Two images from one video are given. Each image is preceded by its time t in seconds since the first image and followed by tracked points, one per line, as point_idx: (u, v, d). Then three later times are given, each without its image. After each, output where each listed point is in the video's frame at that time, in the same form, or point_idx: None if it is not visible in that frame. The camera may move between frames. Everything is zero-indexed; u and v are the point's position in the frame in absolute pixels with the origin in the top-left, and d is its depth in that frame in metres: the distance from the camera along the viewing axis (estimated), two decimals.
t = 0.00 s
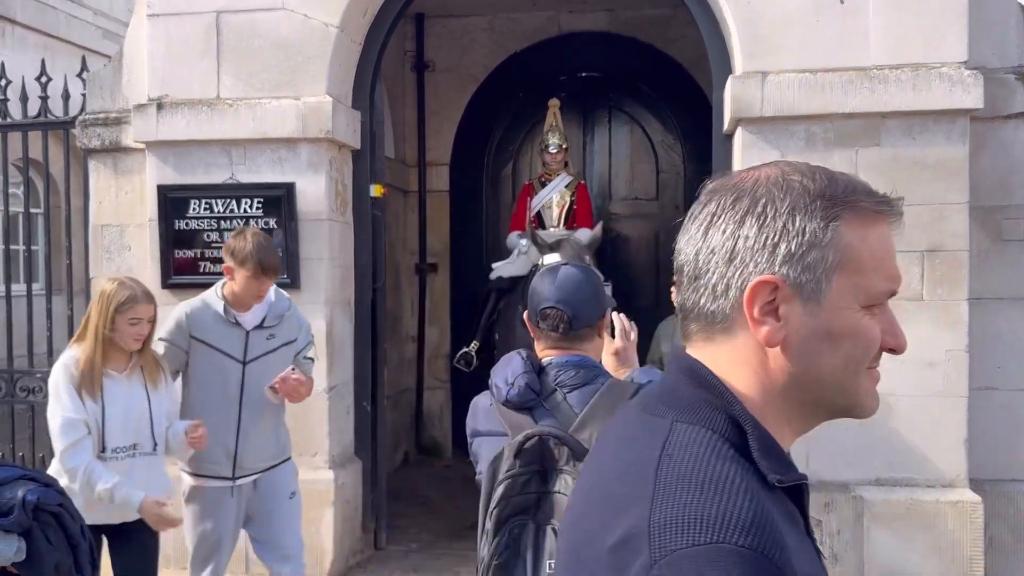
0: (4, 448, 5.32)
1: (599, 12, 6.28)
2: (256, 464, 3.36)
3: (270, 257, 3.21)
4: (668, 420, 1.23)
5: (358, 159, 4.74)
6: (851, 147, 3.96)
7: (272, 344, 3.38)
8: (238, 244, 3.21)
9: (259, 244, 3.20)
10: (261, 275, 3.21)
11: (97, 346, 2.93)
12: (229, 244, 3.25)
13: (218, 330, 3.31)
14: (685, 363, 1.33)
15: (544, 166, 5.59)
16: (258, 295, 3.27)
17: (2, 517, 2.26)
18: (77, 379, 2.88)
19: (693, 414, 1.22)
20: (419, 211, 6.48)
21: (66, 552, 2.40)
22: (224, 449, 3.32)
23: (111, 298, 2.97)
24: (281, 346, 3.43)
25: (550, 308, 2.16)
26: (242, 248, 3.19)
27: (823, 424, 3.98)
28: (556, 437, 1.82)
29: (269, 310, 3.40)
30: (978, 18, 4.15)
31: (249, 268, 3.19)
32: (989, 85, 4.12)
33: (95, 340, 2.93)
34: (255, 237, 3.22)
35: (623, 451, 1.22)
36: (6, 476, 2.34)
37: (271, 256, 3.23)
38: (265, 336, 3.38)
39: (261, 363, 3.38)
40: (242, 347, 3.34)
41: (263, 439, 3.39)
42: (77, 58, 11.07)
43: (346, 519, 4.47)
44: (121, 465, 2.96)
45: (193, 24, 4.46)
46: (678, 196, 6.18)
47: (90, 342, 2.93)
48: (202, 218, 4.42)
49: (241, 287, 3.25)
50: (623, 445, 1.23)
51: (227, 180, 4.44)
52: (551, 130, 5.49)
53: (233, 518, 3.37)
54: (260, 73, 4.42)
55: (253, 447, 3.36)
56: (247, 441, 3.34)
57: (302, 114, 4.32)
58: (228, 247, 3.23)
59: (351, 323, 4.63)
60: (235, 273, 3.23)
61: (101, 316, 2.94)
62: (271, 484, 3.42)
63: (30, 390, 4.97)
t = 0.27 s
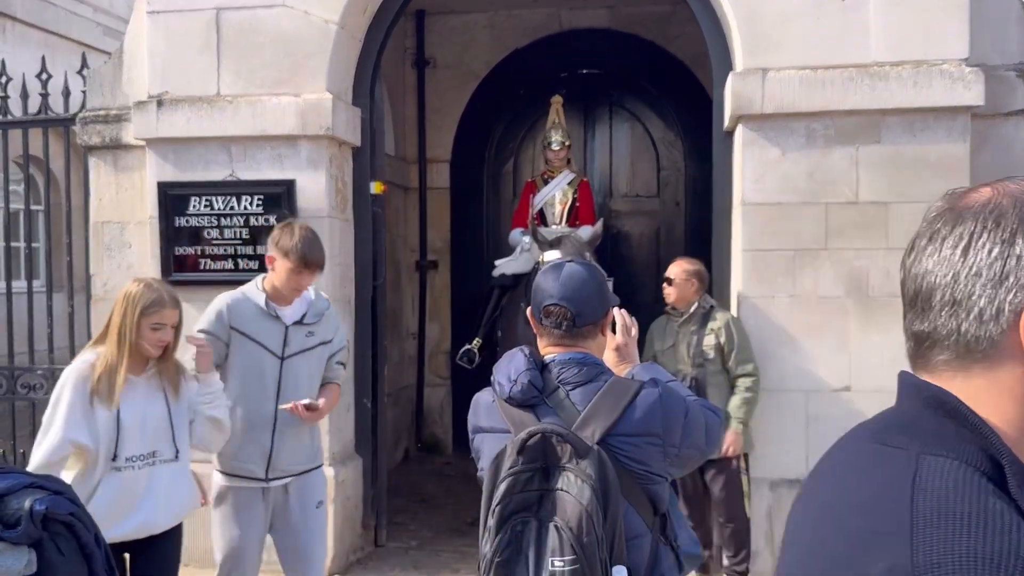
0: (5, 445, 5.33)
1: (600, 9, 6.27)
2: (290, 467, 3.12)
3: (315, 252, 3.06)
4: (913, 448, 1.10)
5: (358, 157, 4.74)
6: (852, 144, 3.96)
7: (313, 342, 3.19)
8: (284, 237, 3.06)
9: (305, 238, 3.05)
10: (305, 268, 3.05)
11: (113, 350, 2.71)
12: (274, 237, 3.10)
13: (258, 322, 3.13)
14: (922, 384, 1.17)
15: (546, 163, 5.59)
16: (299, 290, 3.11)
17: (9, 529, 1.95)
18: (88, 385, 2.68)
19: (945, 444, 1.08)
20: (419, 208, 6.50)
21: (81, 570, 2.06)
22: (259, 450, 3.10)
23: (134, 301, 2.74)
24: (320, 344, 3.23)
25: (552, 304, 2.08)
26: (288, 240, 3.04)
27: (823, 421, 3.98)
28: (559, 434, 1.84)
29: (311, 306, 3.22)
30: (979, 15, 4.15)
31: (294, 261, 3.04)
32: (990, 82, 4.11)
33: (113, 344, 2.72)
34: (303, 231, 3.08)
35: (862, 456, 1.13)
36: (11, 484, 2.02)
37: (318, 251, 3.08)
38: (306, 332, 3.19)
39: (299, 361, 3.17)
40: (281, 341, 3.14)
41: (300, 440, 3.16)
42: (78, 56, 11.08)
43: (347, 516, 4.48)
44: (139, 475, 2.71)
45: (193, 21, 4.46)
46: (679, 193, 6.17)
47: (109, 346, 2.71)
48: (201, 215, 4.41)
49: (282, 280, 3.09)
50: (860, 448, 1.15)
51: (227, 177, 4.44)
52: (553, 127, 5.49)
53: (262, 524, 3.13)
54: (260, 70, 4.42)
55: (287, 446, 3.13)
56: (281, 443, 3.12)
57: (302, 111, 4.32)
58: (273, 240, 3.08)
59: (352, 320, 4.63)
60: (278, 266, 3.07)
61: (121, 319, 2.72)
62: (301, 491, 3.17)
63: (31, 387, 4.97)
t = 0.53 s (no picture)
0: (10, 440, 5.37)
1: (601, 7, 6.29)
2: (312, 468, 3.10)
3: (336, 254, 2.98)
4: None
5: (361, 154, 4.76)
6: (852, 143, 3.98)
7: (335, 339, 3.15)
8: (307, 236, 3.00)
9: (327, 240, 2.98)
10: (324, 270, 2.97)
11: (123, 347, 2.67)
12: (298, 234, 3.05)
13: (279, 320, 3.11)
14: None
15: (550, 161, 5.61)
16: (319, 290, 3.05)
17: (21, 541, 1.64)
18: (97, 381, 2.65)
19: None
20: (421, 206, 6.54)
21: None
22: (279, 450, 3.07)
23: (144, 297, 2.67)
24: (344, 343, 3.20)
25: (559, 300, 2.11)
26: (309, 239, 2.98)
27: (823, 418, 4.01)
28: (565, 430, 1.87)
29: (333, 304, 3.19)
30: (979, 14, 4.16)
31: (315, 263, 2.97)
32: (991, 81, 4.13)
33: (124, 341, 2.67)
34: (327, 231, 3.00)
35: None
36: (29, 493, 1.69)
37: (341, 253, 3.01)
38: (328, 331, 3.15)
39: (322, 359, 3.14)
40: (303, 339, 3.11)
41: (321, 442, 3.14)
42: (82, 54, 11.11)
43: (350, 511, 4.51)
44: (151, 475, 2.72)
45: (197, 20, 4.48)
46: (680, 190, 6.18)
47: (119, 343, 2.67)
48: (205, 213, 4.44)
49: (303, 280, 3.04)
50: None
51: (230, 174, 4.47)
52: (557, 125, 5.50)
53: (285, 527, 3.10)
54: (264, 68, 4.44)
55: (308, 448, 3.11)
56: (304, 442, 3.10)
57: (305, 110, 4.34)
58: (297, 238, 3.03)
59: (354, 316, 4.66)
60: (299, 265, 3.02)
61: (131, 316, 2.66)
62: (323, 493, 3.15)
63: (35, 384, 5.01)
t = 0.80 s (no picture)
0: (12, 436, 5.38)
1: (604, 4, 6.28)
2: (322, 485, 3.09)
3: (333, 258, 2.95)
4: None
5: (363, 151, 4.76)
6: (855, 139, 3.98)
7: (338, 347, 3.11)
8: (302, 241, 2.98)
9: (323, 243, 2.95)
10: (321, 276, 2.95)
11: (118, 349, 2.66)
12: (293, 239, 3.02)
13: (279, 330, 3.08)
14: None
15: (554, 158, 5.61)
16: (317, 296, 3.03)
17: (64, 551, 1.57)
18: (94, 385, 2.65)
19: None
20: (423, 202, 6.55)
21: None
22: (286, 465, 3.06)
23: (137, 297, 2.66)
24: (348, 351, 3.15)
25: (565, 297, 2.11)
26: (305, 244, 2.96)
27: (825, 415, 4.01)
28: (573, 425, 1.88)
29: (335, 311, 3.14)
30: (982, 11, 4.16)
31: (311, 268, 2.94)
32: (993, 78, 4.13)
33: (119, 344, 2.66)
34: (321, 234, 2.98)
35: None
36: (72, 500, 1.61)
37: (337, 258, 2.98)
38: (330, 339, 3.11)
39: (324, 369, 3.10)
40: (304, 350, 3.08)
41: (329, 454, 3.13)
42: (84, 50, 11.10)
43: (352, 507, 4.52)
44: (157, 488, 2.70)
45: (199, 16, 4.48)
46: (681, 187, 6.18)
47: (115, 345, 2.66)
48: (208, 209, 4.44)
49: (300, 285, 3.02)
50: None
51: (233, 171, 4.46)
52: (561, 122, 5.50)
53: (298, 545, 3.09)
54: (266, 65, 4.44)
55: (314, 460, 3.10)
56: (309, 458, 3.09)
57: (307, 106, 4.34)
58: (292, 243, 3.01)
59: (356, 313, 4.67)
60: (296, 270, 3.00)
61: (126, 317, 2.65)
62: (333, 509, 3.15)
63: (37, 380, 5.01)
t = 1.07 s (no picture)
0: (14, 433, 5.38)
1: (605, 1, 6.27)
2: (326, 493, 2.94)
3: (324, 244, 2.84)
4: None
5: (364, 148, 4.76)
6: (856, 137, 3.98)
7: (331, 343, 2.98)
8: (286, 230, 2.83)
9: (309, 231, 2.82)
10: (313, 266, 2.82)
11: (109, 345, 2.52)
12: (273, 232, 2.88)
13: (266, 333, 2.94)
14: None
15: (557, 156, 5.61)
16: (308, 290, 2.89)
17: (131, 541, 1.60)
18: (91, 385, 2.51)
19: None
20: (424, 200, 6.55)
21: None
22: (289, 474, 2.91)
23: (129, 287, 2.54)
24: (340, 346, 3.03)
25: (568, 294, 2.11)
26: (290, 234, 2.82)
27: (827, 412, 4.01)
28: (576, 422, 1.88)
29: (322, 305, 3.02)
30: (985, 8, 4.15)
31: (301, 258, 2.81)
32: (996, 75, 4.12)
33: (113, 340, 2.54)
34: (304, 219, 2.85)
35: None
36: (138, 488, 1.64)
37: (322, 242, 2.85)
38: (322, 335, 2.98)
39: (318, 367, 2.97)
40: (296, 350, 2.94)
41: (333, 458, 2.98)
42: (85, 47, 11.10)
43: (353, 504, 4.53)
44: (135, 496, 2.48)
45: (201, 13, 4.48)
46: (683, 185, 6.17)
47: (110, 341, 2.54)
48: (209, 207, 4.44)
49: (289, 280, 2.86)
50: None
51: (234, 168, 4.46)
52: (565, 120, 5.49)
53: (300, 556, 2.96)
54: (267, 62, 4.44)
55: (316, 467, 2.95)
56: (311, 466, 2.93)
57: (309, 104, 4.34)
58: (274, 236, 2.86)
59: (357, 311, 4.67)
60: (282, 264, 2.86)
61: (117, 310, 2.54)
62: (341, 518, 3.00)
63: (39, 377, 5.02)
